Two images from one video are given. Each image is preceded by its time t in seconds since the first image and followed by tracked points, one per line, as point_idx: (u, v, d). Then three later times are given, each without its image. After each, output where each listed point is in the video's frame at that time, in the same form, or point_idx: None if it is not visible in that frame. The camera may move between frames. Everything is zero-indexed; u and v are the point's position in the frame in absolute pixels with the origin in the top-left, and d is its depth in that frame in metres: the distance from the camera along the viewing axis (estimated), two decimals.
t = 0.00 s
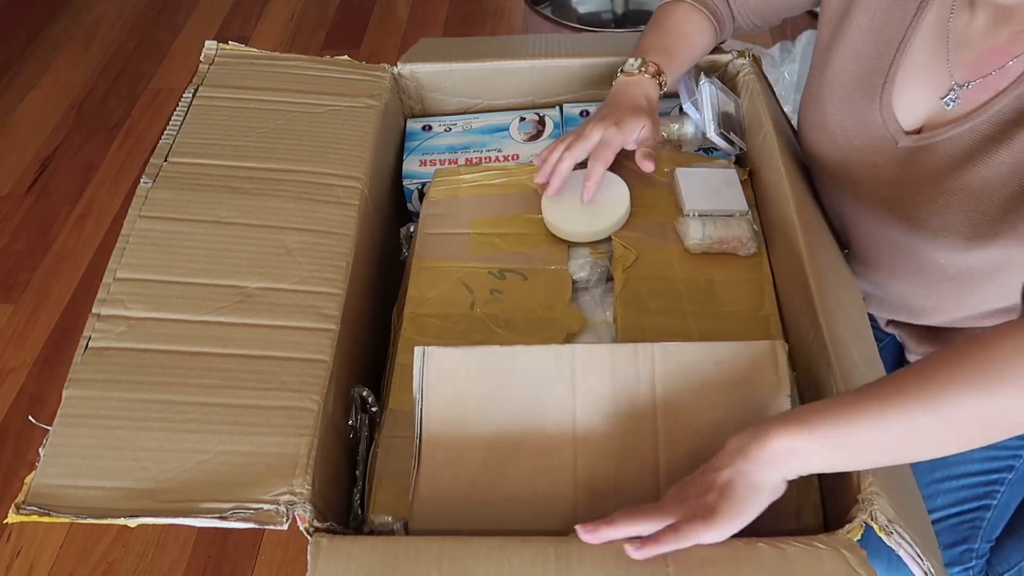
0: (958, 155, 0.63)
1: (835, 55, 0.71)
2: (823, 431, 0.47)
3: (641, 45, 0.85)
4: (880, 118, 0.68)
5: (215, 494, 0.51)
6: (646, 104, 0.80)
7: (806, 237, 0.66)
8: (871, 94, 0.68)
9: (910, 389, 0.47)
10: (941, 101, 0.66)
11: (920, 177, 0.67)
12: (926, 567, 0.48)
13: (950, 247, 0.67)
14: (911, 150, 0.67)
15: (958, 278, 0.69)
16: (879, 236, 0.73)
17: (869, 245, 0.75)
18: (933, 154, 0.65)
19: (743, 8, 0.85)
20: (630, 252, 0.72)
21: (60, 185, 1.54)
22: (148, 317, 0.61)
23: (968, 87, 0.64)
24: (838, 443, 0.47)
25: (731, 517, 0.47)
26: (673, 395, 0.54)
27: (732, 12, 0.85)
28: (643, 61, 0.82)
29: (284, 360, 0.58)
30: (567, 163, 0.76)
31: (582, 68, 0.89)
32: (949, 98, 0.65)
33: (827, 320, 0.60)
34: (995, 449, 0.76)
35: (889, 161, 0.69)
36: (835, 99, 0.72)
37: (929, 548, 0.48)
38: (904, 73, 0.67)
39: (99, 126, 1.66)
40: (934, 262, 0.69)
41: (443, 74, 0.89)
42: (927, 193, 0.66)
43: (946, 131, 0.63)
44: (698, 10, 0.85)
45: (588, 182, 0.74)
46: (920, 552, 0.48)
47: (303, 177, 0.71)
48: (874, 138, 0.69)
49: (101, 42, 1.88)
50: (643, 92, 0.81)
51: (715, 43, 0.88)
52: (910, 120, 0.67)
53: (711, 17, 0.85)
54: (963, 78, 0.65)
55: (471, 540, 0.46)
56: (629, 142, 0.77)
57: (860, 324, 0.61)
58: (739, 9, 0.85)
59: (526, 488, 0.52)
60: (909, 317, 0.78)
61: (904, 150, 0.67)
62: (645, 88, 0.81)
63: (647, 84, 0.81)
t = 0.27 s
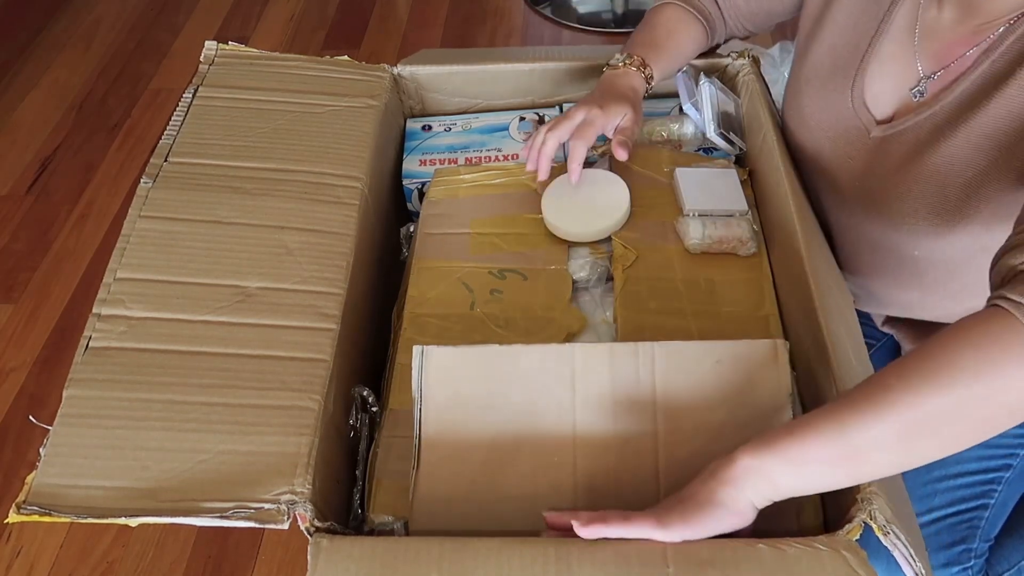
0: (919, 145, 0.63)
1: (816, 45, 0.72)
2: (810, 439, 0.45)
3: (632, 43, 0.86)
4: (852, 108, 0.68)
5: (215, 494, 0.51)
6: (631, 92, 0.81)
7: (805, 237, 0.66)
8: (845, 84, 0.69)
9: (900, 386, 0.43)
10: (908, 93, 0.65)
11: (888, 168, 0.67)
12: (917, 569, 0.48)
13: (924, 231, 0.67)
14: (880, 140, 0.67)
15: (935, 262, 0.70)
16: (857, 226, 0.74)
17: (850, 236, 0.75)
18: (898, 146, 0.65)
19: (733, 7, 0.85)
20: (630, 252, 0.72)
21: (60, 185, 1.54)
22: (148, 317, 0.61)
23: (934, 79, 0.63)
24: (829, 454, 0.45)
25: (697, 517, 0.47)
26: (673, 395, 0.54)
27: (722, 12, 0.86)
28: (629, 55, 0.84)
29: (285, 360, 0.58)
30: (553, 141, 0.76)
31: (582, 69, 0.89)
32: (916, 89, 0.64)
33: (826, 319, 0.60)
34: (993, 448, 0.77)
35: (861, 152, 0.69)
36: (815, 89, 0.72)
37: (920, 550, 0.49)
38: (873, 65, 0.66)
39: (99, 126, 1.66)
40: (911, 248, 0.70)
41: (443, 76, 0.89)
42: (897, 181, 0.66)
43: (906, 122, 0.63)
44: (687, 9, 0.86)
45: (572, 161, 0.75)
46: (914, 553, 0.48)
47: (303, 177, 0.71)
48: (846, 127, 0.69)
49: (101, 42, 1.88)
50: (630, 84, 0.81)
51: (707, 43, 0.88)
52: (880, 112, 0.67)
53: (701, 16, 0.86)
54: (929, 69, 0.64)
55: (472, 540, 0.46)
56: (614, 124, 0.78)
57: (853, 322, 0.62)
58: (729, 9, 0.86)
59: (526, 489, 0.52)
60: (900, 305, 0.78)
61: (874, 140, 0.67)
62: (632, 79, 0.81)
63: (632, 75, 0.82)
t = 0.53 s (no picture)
0: (917, 136, 0.63)
1: (817, 41, 0.73)
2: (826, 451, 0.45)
3: (628, 39, 0.87)
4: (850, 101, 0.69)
5: (216, 493, 0.51)
6: (623, 81, 0.82)
7: (806, 237, 0.66)
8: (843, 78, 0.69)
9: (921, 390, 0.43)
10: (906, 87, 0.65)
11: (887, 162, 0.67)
12: (917, 568, 0.48)
13: (920, 226, 0.67)
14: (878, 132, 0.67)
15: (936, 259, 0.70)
16: (858, 221, 0.73)
17: (851, 231, 0.75)
18: (894, 139, 0.65)
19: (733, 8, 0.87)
20: (630, 252, 0.72)
21: (60, 185, 1.54)
22: (149, 317, 0.61)
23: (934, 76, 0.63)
24: (850, 463, 0.44)
25: (706, 519, 0.46)
26: (673, 394, 0.54)
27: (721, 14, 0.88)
28: (622, 48, 0.85)
29: (285, 360, 0.58)
30: (543, 120, 0.78)
31: (582, 70, 0.89)
32: (913, 82, 0.64)
33: (827, 318, 0.60)
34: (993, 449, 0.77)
35: (859, 146, 0.69)
36: (813, 84, 0.73)
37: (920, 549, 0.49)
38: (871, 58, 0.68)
39: (99, 126, 1.66)
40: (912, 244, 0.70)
41: (443, 76, 0.90)
42: (895, 174, 0.66)
43: (903, 113, 0.63)
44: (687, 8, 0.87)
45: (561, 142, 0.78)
46: (915, 552, 0.48)
47: (303, 177, 0.71)
48: (844, 121, 0.70)
49: (101, 42, 1.88)
50: (623, 73, 0.83)
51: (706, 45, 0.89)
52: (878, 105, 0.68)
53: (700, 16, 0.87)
54: (926, 64, 0.64)
55: (473, 539, 0.46)
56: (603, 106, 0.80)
57: (851, 322, 0.62)
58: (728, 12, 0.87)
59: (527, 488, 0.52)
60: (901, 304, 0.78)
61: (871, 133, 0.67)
62: (626, 69, 0.83)
63: (625, 63, 0.84)
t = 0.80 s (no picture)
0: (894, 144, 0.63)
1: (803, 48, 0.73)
2: (878, 456, 0.44)
3: (625, 42, 0.87)
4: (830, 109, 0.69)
5: (217, 492, 0.51)
6: (619, 87, 0.82)
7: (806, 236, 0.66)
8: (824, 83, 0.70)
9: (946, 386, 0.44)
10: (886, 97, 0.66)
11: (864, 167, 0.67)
12: (911, 570, 0.48)
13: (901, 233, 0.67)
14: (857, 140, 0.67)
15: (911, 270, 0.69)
16: (843, 224, 0.74)
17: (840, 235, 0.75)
18: (875, 146, 0.65)
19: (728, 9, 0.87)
20: (630, 252, 0.72)
21: (60, 185, 1.54)
22: (149, 316, 0.61)
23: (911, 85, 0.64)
24: (903, 466, 0.44)
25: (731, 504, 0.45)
26: (672, 394, 0.54)
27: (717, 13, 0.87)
28: (616, 52, 0.85)
29: (285, 359, 0.58)
30: (543, 129, 0.78)
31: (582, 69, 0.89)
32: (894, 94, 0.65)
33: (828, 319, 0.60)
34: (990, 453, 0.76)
35: (841, 153, 0.69)
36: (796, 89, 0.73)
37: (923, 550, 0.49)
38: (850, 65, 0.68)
39: (99, 127, 1.66)
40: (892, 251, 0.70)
41: (443, 76, 0.90)
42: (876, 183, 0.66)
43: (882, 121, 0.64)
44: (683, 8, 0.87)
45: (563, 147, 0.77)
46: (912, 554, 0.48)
47: (303, 177, 0.72)
48: (826, 128, 0.70)
49: (101, 42, 1.88)
50: (619, 79, 0.83)
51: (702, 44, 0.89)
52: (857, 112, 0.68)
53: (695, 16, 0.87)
54: (906, 76, 0.65)
55: (473, 537, 0.46)
56: (602, 111, 0.79)
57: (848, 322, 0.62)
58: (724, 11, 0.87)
59: (527, 488, 0.52)
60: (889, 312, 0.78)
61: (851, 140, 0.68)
62: (622, 75, 0.83)
63: (621, 70, 0.83)
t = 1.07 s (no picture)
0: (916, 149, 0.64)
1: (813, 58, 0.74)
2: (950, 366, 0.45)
3: (624, 44, 0.87)
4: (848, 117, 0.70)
5: (216, 493, 0.51)
6: (620, 88, 0.82)
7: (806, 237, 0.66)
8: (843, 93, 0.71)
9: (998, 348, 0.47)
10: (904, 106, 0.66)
11: (880, 172, 0.67)
12: (916, 569, 0.48)
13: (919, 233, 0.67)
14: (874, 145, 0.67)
15: (934, 273, 0.69)
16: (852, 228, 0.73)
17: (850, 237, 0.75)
18: (891, 152, 0.66)
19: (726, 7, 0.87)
20: (630, 252, 0.72)
21: (60, 185, 1.54)
22: (149, 317, 0.61)
23: (927, 92, 0.65)
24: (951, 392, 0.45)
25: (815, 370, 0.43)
26: (673, 394, 0.54)
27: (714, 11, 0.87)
28: (613, 54, 0.85)
29: (285, 360, 0.58)
30: (545, 126, 0.78)
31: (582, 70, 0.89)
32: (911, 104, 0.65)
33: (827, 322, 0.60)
34: (990, 452, 0.76)
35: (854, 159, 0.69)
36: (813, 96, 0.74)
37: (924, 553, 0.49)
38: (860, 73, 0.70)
39: (99, 127, 1.66)
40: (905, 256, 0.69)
41: (443, 77, 0.90)
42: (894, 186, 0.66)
43: (903, 129, 0.65)
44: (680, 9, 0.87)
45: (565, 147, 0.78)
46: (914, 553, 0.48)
47: (303, 177, 0.72)
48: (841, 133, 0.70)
49: (101, 42, 1.88)
50: (620, 81, 0.83)
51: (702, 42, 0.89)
52: (870, 119, 0.69)
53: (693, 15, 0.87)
54: (922, 84, 0.65)
55: (473, 537, 0.46)
56: (603, 110, 0.79)
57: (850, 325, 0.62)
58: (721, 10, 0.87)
59: (527, 488, 0.52)
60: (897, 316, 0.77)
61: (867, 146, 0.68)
62: (622, 77, 0.83)
63: (621, 72, 0.83)
